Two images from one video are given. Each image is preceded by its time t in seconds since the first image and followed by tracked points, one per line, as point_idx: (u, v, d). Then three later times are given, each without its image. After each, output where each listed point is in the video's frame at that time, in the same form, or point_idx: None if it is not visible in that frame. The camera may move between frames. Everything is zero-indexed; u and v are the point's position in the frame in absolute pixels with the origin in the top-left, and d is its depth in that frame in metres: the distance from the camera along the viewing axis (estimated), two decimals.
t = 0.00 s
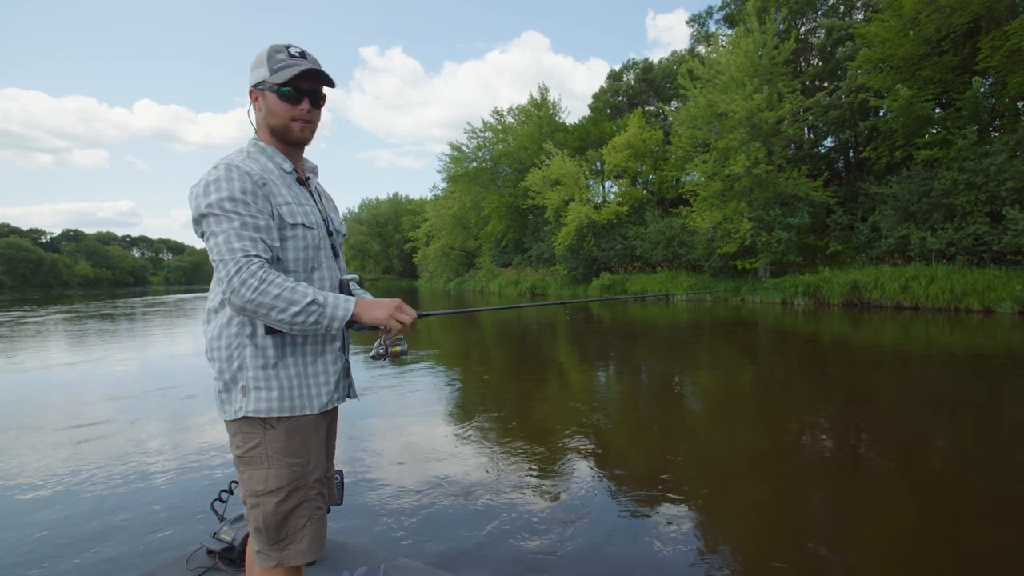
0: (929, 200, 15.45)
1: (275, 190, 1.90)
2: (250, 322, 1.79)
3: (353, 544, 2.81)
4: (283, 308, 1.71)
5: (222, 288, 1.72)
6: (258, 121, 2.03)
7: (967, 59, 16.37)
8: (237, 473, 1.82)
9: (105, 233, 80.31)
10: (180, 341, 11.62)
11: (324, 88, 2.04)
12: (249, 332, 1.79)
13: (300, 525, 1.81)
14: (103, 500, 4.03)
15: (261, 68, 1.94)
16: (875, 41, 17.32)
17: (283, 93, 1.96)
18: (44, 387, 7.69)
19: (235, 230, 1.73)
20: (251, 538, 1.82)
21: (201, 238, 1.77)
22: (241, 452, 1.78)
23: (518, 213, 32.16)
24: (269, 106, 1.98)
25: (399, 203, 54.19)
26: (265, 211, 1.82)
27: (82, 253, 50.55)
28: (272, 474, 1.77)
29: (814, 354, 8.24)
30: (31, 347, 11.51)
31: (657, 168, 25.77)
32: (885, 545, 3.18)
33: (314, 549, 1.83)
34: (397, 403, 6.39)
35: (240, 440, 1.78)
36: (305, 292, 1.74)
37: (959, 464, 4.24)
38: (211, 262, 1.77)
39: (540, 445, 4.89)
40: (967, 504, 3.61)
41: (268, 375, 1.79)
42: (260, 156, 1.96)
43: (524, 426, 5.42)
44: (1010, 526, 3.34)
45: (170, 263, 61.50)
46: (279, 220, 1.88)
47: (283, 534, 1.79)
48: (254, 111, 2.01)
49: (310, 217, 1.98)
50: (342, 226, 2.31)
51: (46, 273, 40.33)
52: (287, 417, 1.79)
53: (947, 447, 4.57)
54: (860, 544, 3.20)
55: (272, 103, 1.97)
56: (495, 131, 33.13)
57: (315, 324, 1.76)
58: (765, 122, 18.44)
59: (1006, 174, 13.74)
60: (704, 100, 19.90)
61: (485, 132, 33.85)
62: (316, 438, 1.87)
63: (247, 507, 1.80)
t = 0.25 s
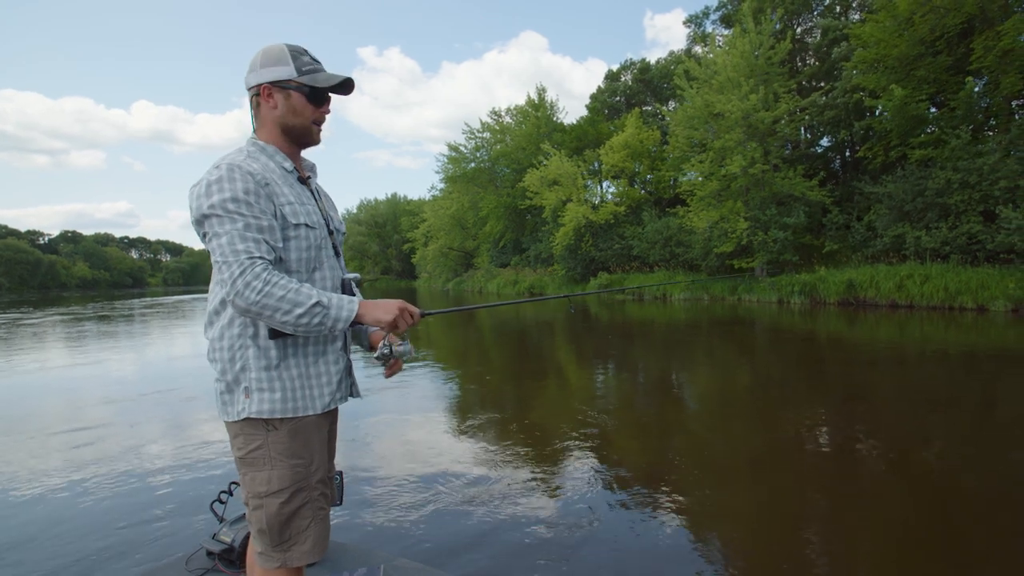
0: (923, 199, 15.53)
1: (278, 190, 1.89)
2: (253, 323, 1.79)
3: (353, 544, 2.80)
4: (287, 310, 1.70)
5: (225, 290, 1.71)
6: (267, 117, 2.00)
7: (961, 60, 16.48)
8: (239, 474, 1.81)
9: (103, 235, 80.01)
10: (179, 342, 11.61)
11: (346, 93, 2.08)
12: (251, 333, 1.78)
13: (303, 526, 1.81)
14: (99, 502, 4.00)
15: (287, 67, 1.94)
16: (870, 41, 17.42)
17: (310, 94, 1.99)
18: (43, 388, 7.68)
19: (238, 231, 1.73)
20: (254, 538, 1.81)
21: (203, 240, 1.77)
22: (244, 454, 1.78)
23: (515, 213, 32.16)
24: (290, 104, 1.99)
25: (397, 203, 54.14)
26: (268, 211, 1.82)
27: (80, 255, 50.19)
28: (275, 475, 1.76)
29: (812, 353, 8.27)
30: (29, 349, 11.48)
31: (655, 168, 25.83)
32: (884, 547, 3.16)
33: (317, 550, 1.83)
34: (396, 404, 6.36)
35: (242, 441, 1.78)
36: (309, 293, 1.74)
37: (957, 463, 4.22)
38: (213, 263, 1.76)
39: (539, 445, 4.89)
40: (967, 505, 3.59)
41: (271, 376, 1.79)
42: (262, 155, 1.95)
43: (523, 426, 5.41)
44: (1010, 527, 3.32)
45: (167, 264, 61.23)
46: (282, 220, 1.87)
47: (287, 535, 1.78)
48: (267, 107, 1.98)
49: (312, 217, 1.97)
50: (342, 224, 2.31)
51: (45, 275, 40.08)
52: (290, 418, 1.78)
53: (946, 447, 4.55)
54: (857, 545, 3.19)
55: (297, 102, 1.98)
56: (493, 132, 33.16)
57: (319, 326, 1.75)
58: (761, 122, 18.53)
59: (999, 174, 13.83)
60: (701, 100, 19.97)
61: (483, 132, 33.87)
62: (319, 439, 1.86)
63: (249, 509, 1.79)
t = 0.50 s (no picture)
0: (918, 199, 15.62)
1: (280, 189, 1.89)
2: (253, 322, 1.79)
3: (352, 544, 2.80)
4: (289, 310, 1.70)
5: (227, 289, 1.71)
6: (267, 116, 1.99)
7: (955, 60, 16.57)
8: (238, 474, 1.81)
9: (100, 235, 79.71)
10: (178, 343, 11.60)
11: (348, 91, 2.09)
12: (252, 332, 1.78)
13: (302, 527, 1.81)
14: (97, 501, 4.01)
15: (289, 65, 1.94)
16: (865, 42, 17.50)
17: (312, 92, 1.99)
18: (41, 389, 7.67)
19: (241, 229, 1.73)
20: (253, 538, 1.81)
21: (204, 238, 1.77)
22: (243, 453, 1.78)
23: (513, 213, 32.19)
24: (292, 102, 1.99)
25: (395, 203, 54.08)
26: (270, 210, 1.82)
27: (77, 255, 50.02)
28: (275, 475, 1.76)
29: (808, 352, 8.31)
30: (27, 349, 11.46)
31: (652, 168, 25.88)
32: (880, 546, 3.17)
33: (316, 550, 1.82)
34: (394, 404, 6.36)
35: (241, 441, 1.78)
36: (311, 293, 1.73)
37: (955, 463, 4.22)
38: (215, 261, 1.76)
39: (537, 444, 4.90)
40: (964, 505, 3.59)
41: (270, 377, 1.79)
42: (263, 153, 1.94)
43: (521, 426, 5.42)
44: (1007, 528, 3.31)
45: (165, 265, 61.05)
46: (284, 218, 1.87)
47: (286, 535, 1.78)
48: (268, 105, 1.97)
49: (313, 216, 1.97)
50: (342, 224, 2.31)
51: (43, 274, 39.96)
52: (289, 418, 1.78)
53: (944, 446, 4.55)
54: (854, 544, 3.19)
55: (300, 100, 1.98)
56: (491, 132, 33.17)
57: (321, 326, 1.75)
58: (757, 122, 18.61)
59: (992, 174, 13.93)
60: (697, 101, 20.04)
61: (481, 132, 33.89)
62: (318, 439, 1.86)
63: (248, 509, 1.79)
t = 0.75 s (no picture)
0: (912, 197, 15.69)
1: (279, 189, 1.88)
2: (253, 322, 1.78)
3: (352, 544, 2.81)
4: (290, 311, 1.70)
5: (226, 289, 1.71)
6: (266, 115, 1.98)
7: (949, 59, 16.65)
8: (237, 473, 1.81)
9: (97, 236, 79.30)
10: (177, 343, 11.58)
11: (347, 91, 2.09)
12: (250, 332, 1.78)
13: (302, 527, 1.80)
14: (95, 502, 4.00)
15: (287, 64, 1.94)
16: (860, 41, 17.57)
17: (311, 91, 1.99)
18: (39, 389, 7.66)
19: (241, 229, 1.72)
20: (252, 538, 1.81)
21: (204, 238, 1.76)
22: (241, 454, 1.78)
23: (511, 213, 32.20)
24: (291, 101, 1.98)
25: (394, 203, 54.01)
26: (269, 210, 1.81)
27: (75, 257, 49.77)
28: (274, 475, 1.76)
29: (803, 349, 8.35)
30: (25, 350, 11.44)
31: (649, 167, 25.92)
32: (878, 546, 3.16)
33: (316, 551, 1.82)
34: (392, 404, 6.36)
35: (240, 441, 1.78)
36: (312, 294, 1.73)
37: (954, 461, 4.22)
38: (214, 261, 1.76)
39: (534, 443, 4.90)
40: (962, 504, 3.58)
41: (269, 377, 1.79)
42: (262, 153, 1.93)
43: (519, 425, 5.42)
44: (1007, 527, 3.30)
45: (163, 266, 60.85)
46: (283, 219, 1.86)
47: (285, 535, 1.78)
48: (267, 105, 1.97)
49: (311, 217, 1.96)
50: (339, 223, 2.30)
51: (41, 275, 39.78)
52: (289, 418, 1.78)
53: (943, 444, 4.54)
54: (852, 543, 3.18)
55: (299, 99, 1.98)
56: (489, 131, 33.18)
57: (322, 327, 1.75)
58: (753, 121, 18.67)
59: (986, 172, 14.01)
60: (693, 100, 20.09)
61: (478, 132, 33.90)
62: (317, 439, 1.86)
63: (247, 509, 1.79)
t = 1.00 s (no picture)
0: (908, 196, 15.75)
1: (280, 190, 1.88)
2: (253, 323, 1.78)
3: (352, 545, 2.80)
4: (291, 313, 1.70)
5: (228, 290, 1.71)
6: (267, 115, 1.98)
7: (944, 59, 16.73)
8: (237, 474, 1.81)
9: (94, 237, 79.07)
10: (175, 344, 11.58)
11: (348, 91, 2.09)
12: (251, 333, 1.78)
13: (302, 527, 1.80)
14: (92, 503, 3.99)
15: (289, 64, 1.94)
16: (855, 40, 17.64)
17: (312, 91, 1.98)
18: (37, 390, 7.65)
19: (242, 230, 1.72)
20: (252, 539, 1.81)
21: (205, 238, 1.76)
22: (242, 454, 1.77)
23: (509, 212, 32.21)
24: (293, 101, 1.98)
25: (392, 202, 53.95)
26: (271, 211, 1.81)
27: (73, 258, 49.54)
28: (274, 476, 1.76)
29: (800, 348, 8.37)
30: (23, 351, 11.42)
31: (647, 167, 25.95)
32: (877, 544, 3.15)
33: (316, 551, 1.82)
34: (391, 404, 6.35)
35: (240, 442, 1.78)
36: (314, 296, 1.73)
37: (953, 459, 4.21)
38: (215, 262, 1.75)
39: (533, 443, 4.90)
40: (962, 502, 3.57)
41: (269, 377, 1.79)
42: (263, 153, 1.93)
43: (518, 425, 5.43)
44: (1006, 525, 3.30)
45: (161, 266, 60.69)
46: (284, 220, 1.86)
47: (286, 536, 1.78)
48: (268, 105, 1.97)
49: (312, 217, 1.96)
50: (339, 224, 2.30)
51: (38, 276, 39.64)
52: (289, 418, 1.78)
53: (942, 442, 4.54)
54: (851, 542, 3.18)
55: (300, 99, 1.98)
56: (487, 131, 33.19)
57: (323, 329, 1.74)
58: (750, 120, 18.74)
59: (981, 171, 14.08)
60: (690, 100, 20.14)
61: (476, 132, 33.91)
62: (317, 439, 1.86)
63: (247, 509, 1.79)
